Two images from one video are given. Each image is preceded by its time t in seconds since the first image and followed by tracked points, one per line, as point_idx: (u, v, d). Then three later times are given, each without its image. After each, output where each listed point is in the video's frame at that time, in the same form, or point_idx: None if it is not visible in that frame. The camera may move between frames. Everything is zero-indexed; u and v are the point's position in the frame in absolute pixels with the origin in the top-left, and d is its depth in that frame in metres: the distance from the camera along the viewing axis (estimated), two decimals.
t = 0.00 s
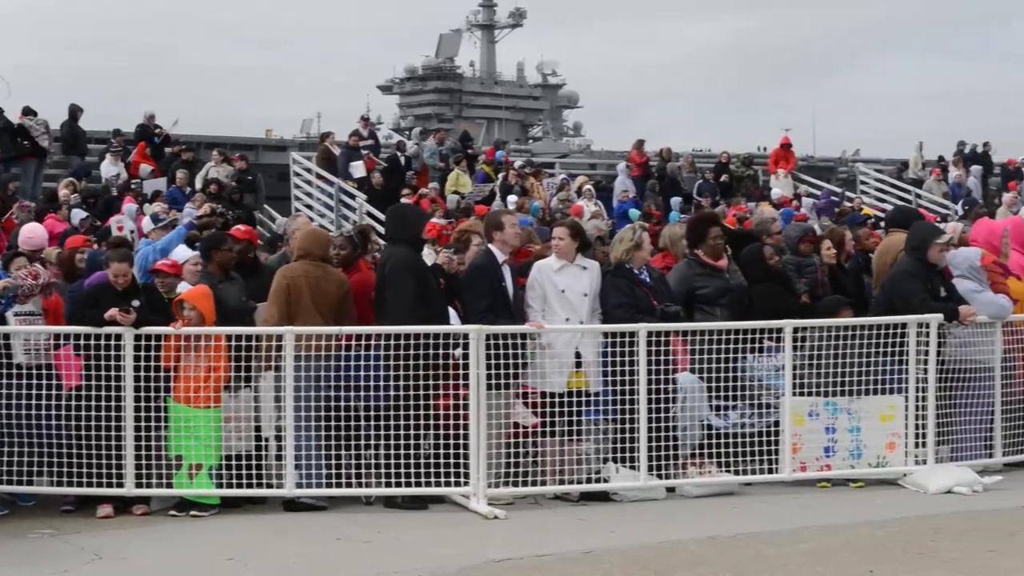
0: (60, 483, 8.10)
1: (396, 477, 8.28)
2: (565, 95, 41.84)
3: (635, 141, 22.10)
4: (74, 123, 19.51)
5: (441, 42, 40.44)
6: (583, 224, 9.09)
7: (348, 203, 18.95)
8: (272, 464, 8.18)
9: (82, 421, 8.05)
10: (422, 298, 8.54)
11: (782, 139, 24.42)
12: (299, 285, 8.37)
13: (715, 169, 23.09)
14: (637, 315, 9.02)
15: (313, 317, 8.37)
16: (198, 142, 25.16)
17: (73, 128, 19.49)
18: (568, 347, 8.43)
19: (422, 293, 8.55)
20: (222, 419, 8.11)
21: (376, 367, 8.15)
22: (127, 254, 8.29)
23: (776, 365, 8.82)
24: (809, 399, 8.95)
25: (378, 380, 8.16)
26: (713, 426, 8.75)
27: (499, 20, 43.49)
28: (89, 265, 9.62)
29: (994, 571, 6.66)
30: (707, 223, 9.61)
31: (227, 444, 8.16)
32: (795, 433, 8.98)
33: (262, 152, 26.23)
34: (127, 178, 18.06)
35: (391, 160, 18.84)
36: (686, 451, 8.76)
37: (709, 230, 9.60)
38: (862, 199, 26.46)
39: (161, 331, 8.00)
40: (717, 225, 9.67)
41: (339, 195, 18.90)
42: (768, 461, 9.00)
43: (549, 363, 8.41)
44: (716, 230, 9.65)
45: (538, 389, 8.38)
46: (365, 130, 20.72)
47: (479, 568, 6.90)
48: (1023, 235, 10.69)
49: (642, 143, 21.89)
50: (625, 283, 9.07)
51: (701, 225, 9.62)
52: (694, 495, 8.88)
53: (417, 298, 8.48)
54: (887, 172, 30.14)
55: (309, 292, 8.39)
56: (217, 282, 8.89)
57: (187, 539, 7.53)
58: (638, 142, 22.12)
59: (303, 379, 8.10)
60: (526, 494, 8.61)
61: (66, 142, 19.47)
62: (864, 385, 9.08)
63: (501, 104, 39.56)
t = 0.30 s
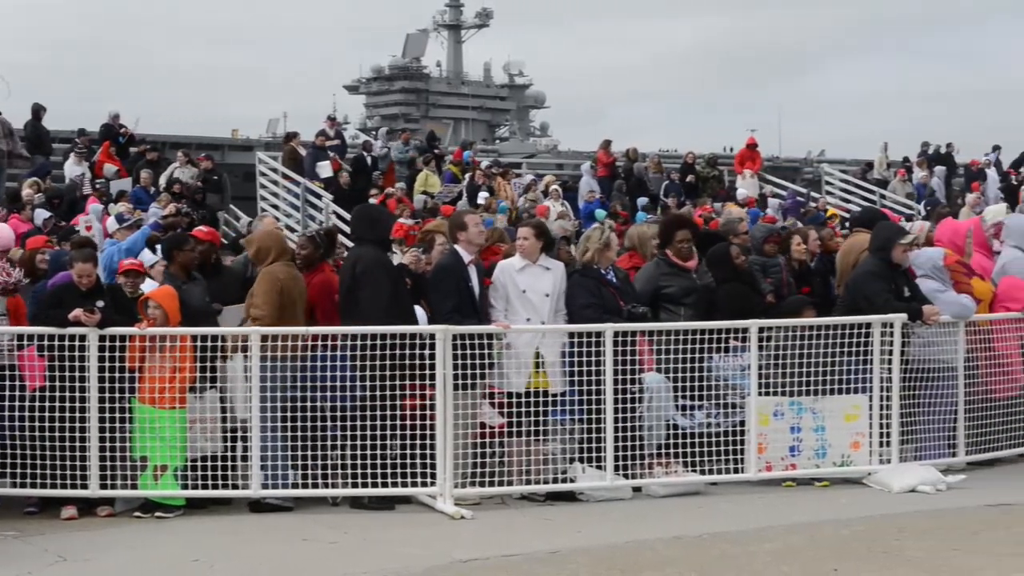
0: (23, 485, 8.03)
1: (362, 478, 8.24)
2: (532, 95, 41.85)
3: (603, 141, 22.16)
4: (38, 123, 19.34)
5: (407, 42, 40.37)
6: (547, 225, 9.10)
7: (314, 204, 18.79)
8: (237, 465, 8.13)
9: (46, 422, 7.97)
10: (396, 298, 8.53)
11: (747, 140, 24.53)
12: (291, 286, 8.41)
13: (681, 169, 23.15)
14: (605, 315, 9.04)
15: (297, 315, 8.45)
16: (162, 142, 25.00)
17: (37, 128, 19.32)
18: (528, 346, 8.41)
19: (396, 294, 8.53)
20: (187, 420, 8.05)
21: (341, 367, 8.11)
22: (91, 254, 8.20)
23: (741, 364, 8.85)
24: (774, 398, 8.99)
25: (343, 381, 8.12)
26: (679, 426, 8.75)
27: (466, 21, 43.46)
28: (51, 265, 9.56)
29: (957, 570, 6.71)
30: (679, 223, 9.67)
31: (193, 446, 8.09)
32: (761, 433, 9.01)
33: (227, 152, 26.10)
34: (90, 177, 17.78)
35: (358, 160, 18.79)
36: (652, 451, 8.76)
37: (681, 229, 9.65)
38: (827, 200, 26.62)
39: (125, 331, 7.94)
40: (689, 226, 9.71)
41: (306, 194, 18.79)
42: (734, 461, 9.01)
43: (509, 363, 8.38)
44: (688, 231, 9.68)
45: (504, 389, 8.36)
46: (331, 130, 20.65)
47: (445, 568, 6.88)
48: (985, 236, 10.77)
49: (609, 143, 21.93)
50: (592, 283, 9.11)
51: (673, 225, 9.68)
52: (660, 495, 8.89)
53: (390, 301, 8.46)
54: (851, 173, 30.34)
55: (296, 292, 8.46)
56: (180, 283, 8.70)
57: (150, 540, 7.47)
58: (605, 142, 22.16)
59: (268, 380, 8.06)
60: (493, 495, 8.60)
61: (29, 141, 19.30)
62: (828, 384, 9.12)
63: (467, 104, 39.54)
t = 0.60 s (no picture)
0: None
1: (324, 479, 8.21)
2: (494, 95, 41.87)
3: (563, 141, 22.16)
4: None
5: (369, 41, 40.26)
6: (506, 225, 9.07)
7: (275, 204, 18.70)
8: (197, 467, 8.08)
9: (4, 424, 7.89)
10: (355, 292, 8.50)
11: (708, 141, 24.63)
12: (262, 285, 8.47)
13: (643, 169, 23.21)
14: (567, 315, 9.07)
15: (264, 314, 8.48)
16: (122, 142, 24.81)
17: None
18: (489, 347, 8.39)
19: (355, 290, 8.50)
20: (148, 421, 7.99)
21: (302, 368, 8.07)
22: (49, 254, 8.12)
23: (702, 364, 8.88)
24: (734, 397, 9.03)
25: (304, 381, 8.08)
26: (641, 426, 8.77)
27: (427, 21, 43.39)
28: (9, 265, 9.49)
29: (915, 567, 6.76)
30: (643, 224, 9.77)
31: (153, 447, 8.02)
32: (721, 432, 9.05)
33: (188, 152, 25.93)
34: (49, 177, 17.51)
35: (319, 160, 18.70)
36: (614, 450, 8.77)
37: (643, 229, 9.75)
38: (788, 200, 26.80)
39: (85, 331, 7.86)
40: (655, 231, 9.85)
41: (266, 194, 18.69)
42: (695, 461, 9.05)
43: (471, 364, 8.36)
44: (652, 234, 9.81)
45: (466, 389, 8.35)
46: (293, 130, 20.57)
47: (406, 569, 6.85)
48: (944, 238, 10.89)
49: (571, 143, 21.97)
50: (555, 283, 9.12)
51: (637, 226, 9.79)
52: (622, 495, 8.90)
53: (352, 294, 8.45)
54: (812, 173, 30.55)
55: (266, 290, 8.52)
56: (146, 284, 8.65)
57: (109, 542, 7.39)
58: (567, 142, 22.19)
59: (229, 381, 8.00)
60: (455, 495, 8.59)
61: None
62: (788, 383, 9.17)
63: (429, 104, 39.48)
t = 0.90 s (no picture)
0: None
1: (288, 479, 8.17)
2: (460, 96, 41.84)
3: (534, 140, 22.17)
4: None
5: (334, 41, 40.12)
6: (473, 226, 9.01)
7: (240, 204, 18.64)
8: (161, 468, 8.03)
9: None
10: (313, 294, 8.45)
11: (672, 142, 24.70)
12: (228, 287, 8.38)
13: (608, 170, 23.24)
14: (533, 315, 9.08)
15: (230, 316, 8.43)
16: (85, 142, 24.60)
17: None
18: (456, 347, 8.35)
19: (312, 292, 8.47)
20: (111, 421, 7.94)
21: (267, 368, 8.03)
22: (12, 254, 8.09)
23: (667, 364, 8.91)
24: (698, 396, 9.06)
25: (268, 382, 8.05)
26: (605, 426, 8.78)
27: (393, 21, 43.28)
28: None
29: (878, 566, 6.80)
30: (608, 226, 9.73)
31: (117, 447, 7.98)
32: (686, 431, 9.07)
33: (152, 152, 25.74)
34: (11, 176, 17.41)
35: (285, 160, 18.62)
36: (579, 450, 8.78)
37: (608, 231, 9.72)
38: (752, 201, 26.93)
39: (47, 332, 7.80)
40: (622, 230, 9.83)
41: (231, 194, 18.62)
42: (659, 461, 9.07)
43: (437, 364, 8.32)
44: (618, 233, 9.78)
45: (431, 389, 8.32)
46: (258, 130, 20.47)
47: (371, 570, 6.83)
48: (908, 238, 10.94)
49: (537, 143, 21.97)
50: (520, 283, 9.13)
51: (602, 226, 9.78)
52: (587, 494, 8.89)
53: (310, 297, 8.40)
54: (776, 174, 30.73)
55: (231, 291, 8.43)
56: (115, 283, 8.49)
57: (71, 544, 7.32)
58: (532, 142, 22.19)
59: (194, 381, 7.97)
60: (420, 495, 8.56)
61: None
62: (751, 383, 9.22)
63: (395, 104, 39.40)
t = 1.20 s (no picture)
0: None
1: (250, 481, 8.11)
2: (424, 96, 41.79)
3: (494, 140, 22.15)
4: None
5: (297, 41, 39.96)
6: (441, 227, 9.03)
7: (202, 205, 18.54)
8: (122, 469, 7.98)
9: None
10: (268, 301, 8.37)
11: (636, 142, 24.76)
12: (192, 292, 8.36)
13: (572, 170, 23.27)
14: (493, 315, 9.04)
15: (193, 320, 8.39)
16: (44, 142, 24.36)
17: None
18: (424, 348, 8.34)
19: (269, 295, 8.38)
20: (72, 423, 7.91)
21: (230, 370, 8.00)
22: None
23: (630, 364, 8.92)
24: (661, 396, 9.08)
25: (231, 383, 8.01)
26: (568, 426, 8.79)
27: (356, 21, 43.16)
28: None
29: (839, 565, 6.84)
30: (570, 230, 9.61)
31: (78, 448, 7.94)
32: (649, 431, 9.09)
33: (113, 151, 25.54)
34: None
35: (248, 160, 18.52)
36: (542, 450, 8.78)
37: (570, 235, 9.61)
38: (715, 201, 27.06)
39: (6, 333, 7.74)
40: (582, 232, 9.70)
41: (193, 195, 18.49)
42: (622, 461, 9.09)
43: (401, 364, 8.30)
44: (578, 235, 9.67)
45: (395, 390, 8.29)
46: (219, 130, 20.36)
47: (335, 571, 6.80)
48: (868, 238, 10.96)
49: (500, 143, 21.97)
50: (482, 283, 9.10)
51: (564, 229, 9.66)
52: (550, 494, 8.89)
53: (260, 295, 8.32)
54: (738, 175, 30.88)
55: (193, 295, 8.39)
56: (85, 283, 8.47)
57: (31, 546, 7.24)
58: (496, 143, 22.18)
59: (155, 383, 7.91)
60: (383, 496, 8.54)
61: None
62: (714, 382, 9.25)
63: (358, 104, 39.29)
